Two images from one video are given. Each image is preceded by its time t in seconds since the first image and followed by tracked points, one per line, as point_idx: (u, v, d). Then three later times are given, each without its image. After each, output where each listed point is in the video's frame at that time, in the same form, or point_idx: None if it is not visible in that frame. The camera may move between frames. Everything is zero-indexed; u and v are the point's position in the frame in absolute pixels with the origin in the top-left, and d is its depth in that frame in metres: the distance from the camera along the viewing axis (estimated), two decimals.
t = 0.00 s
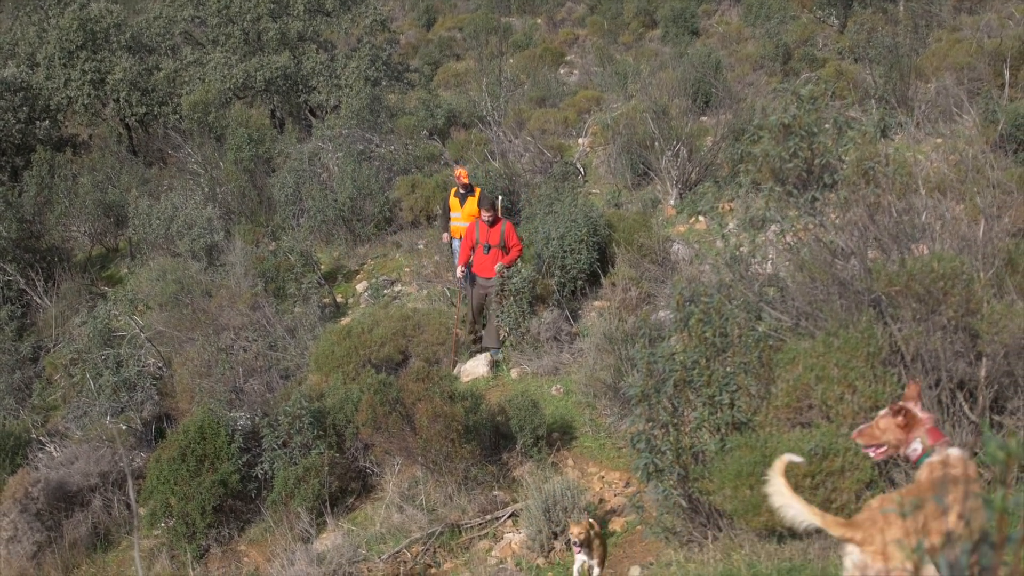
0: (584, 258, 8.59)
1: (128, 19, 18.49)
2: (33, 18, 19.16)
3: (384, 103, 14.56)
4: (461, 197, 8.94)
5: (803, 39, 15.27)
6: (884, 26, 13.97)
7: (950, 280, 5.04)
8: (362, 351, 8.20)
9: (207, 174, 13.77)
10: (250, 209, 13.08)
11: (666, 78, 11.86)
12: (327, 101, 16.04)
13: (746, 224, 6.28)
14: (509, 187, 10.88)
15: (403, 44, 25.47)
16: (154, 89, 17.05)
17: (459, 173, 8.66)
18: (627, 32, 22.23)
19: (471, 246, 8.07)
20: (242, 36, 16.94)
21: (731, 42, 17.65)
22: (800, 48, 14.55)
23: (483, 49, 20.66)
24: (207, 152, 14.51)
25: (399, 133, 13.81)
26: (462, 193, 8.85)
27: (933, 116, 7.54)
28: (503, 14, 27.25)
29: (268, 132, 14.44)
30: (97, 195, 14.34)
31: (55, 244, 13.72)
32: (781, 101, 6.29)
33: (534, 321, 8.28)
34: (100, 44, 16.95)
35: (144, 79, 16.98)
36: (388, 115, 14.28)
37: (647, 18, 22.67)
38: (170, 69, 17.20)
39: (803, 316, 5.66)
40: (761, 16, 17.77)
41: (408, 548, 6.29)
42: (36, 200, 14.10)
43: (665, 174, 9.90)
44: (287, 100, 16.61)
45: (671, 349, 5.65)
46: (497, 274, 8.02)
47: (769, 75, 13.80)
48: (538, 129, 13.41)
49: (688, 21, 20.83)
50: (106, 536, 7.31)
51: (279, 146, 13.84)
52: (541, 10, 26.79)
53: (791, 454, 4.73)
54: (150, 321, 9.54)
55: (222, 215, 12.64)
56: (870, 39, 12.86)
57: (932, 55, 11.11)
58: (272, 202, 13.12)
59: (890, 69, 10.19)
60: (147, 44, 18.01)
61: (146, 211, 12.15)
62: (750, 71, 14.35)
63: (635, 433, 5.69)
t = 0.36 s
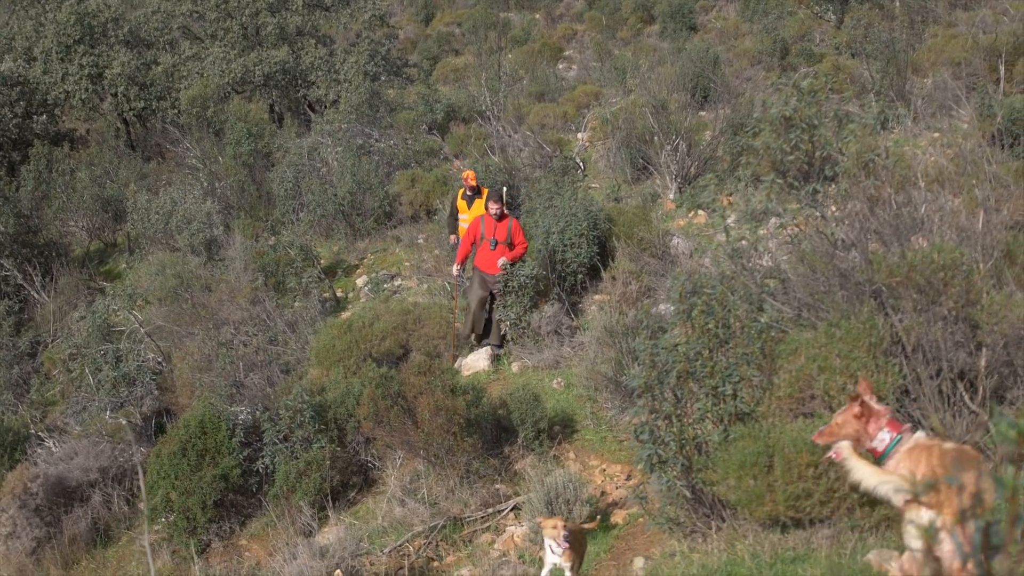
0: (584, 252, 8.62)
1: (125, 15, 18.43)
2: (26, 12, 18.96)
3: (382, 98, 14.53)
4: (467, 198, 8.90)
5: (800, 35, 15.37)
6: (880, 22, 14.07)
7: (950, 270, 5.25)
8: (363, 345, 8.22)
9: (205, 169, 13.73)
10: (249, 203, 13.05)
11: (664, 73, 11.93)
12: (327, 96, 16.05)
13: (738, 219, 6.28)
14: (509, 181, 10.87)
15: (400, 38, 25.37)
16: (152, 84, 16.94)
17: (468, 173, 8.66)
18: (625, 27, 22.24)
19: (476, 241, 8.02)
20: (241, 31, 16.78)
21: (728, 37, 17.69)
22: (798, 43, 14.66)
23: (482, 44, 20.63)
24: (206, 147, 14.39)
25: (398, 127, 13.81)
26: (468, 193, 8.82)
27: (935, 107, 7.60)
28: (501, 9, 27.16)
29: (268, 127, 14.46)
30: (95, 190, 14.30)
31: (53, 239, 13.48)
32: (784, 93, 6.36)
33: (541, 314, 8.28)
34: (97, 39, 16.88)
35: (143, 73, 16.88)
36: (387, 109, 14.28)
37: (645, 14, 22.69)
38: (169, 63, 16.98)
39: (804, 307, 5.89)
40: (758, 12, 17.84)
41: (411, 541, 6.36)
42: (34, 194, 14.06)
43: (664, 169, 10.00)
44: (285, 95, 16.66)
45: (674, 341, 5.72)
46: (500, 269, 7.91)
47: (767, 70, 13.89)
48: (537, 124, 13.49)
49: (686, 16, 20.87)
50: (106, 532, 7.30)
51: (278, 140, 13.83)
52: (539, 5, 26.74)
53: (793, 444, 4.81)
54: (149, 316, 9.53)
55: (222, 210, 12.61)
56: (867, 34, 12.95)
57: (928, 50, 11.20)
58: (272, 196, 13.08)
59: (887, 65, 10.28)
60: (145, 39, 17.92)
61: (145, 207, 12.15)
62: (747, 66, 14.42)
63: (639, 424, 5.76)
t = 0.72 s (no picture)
0: (579, 246, 8.62)
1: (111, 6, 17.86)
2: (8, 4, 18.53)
3: (374, 94, 14.43)
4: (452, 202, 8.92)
5: (790, 32, 15.50)
6: (870, 19, 14.20)
7: (940, 263, 5.40)
8: (358, 341, 8.17)
9: (194, 164, 13.61)
10: (240, 198, 12.89)
11: (658, 68, 11.83)
12: (317, 91, 15.85)
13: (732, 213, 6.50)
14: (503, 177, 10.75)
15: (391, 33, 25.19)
16: (141, 78, 16.69)
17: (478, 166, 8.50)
18: (616, 24, 22.23)
19: (473, 243, 8.04)
20: (231, 25, 16.67)
21: (719, 35, 17.74)
22: (788, 40, 14.87)
23: (474, 40, 20.54)
24: (196, 142, 14.14)
25: (390, 123, 13.76)
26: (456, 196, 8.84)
27: (930, 103, 7.71)
28: (493, 6, 27.09)
29: (258, 122, 14.31)
30: (84, 185, 14.07)
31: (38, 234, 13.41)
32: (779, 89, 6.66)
33: (540, 309, 8.45)
34: (85, 32, 16.52)
35: (132, 67, 16.62)
36: (379, 105, 14.17)
37: (636, 11, 22.73)
38: (159, 57, 16.62)
39: (800, 299, 5.91)
40: (748, 9, 17.93)
41: (407, 537, 6.38)
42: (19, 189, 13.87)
43: (657, 164, 10.01)
44: (276, 89, 16.51)
45: (672, 333, 5.89)
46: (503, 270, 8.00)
47: (758, 66, 14.00)
48: (531, 119, 13.58)
49: (676, 13, 20.92)
50: (96, 532, 7.23)
51: (270, 136, 13.88)
52: (531, 2, 26.68)
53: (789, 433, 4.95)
54: (140, 312, 9.41)
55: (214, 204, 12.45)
56: (856, 31, 13.05)
57: (915, 48, 11.35)
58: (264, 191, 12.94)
59: (876, 62, 10.33)
60: (134, 33, 17.39)
61: (134, 201, 11.99)
62: (738, 63, 14.50)
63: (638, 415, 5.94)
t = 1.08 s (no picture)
0: (553, 242, 8.65)
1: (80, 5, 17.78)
2: None
3: (347, 91, 14.34)
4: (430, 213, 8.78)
5: (761, 27, 15.58)
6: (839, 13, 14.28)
7: (916, 255, 5.39)
8: (334, 338, 8.16)
9: (167, 163, 13.53)
10: (212, 197, 12.88)
11: (629, 64, 11.94)
12: (289, 88, 15.86)
13: (708, 207, 6.84)
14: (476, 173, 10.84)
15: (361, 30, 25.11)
16: (110, 76, 16.50)
17: (456, 168, 8.41)
18: (586, 19, 22.23)
19: (447, 253, 7.87)
20: (201, 23, 16.50)
21: (689, 30, 17.79)
22: (759, 35, 14.96)
23: (445, 36, 20.50)
24: (167, 140, 14.08)
25: (363, 121, 13.68)
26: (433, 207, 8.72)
27: (899, 96, 7.73)
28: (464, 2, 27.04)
29: (229, 120, 14.19)
30: (54, 184, 14.11)
31: (8, 234, 13.58)
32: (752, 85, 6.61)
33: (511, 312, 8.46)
34: (53, 30, 16.43)
35: (100, 66, 16.42)
36: (351, 101, 14.10)
37: (607, 7, 22.78)
38: (127, 56, 16.35)
39: (776, 293, 6.17)
40: (719, 5, 17.99)
41: (387, 533, 6.43)
42: None
43: (630, 160, 10.08)
44: (246, 87, 16.32)
45: (649, 328, 5.96)
46: (481, 280, 7.82)
47: (728, 62, 14.09)
48: (503, 116, 13.40)
49: (647, 9, 20.99)
50: (72, 533, 7.20)
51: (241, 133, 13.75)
52: None
53: (769, 426, 4.99)
54: (114, 312, 9.40)
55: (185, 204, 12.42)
56: (825, 25, 13.14)
57: (884, 42, 11.47)
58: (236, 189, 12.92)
59: (845, 55, 10.31)
60: (102, 31, 17.22)
61: (105, 200, 12.03)
62: (709, 58, 14.58)
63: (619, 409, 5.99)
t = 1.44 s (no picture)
0: (536, 239, 8.75)
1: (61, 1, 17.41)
2: None
3: (328, 89, 14.70)
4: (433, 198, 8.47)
5: (742, 24, 15.65)
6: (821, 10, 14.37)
7: (898, 251, 5.54)
8: (319, 336, 8.19)
9: (149, 161, 13.50)
10: (195, 195, 12.81)
11: (612, 62, 12.15)
12: (270, 86, 15.92)
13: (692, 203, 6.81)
14: (459, 171, 10.80)
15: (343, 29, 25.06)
16: (91, 75, 16.46)
17: (436, 176, 8.30)
18: (568, 17, 22.22)
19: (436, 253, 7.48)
20: (182, 21, 16.24)
21: (671, 27, 17.83)
22: (740, 32, 15.05)
23: (426, 33, 20.48)
24: (149, 139, 14.06)
25: (345, 118, 13.96)
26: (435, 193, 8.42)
27: (882, 93, 7.72)
28: None
29: (212, 117, 14.22)
30: (35, 183, 14.15)
31: None
32: (736, 83, 6.91)
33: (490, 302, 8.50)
34: (32, 29, 16.27)
35: (81, 64, 16.36)
36: (333, 100, 14.39)
37: (588, 5, 22.83)
38: (108, 53, 16.39)
39: (760, 289, 6.20)
40: (701, 2, 18.05)
41: (372, 531, 6.44)
42: None
43: (613, 157, 10.15)
44: (228, 85, 16.31)
45: (635, 324, 6.28)
46: (468, 285, 7.49)
47: (710, 59, 14.15)
48: (486, 114, 13.47)
49: (629, 6, 21.05)
50: (57, 532, 7.22)
51: (223, 132, 13.78)
52: None
53: (754, 421, 5.11)
54: (97, 311, 9.32)
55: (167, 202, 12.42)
56: (807, 23, 13.23)
57: (864, 40, 11.62)
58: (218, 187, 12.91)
59: (826, 52, 10.36)
60: (83, 28, 16.98)
61: (87, 198, 12.08)
62: (692, 55, 14.64)
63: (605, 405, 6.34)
